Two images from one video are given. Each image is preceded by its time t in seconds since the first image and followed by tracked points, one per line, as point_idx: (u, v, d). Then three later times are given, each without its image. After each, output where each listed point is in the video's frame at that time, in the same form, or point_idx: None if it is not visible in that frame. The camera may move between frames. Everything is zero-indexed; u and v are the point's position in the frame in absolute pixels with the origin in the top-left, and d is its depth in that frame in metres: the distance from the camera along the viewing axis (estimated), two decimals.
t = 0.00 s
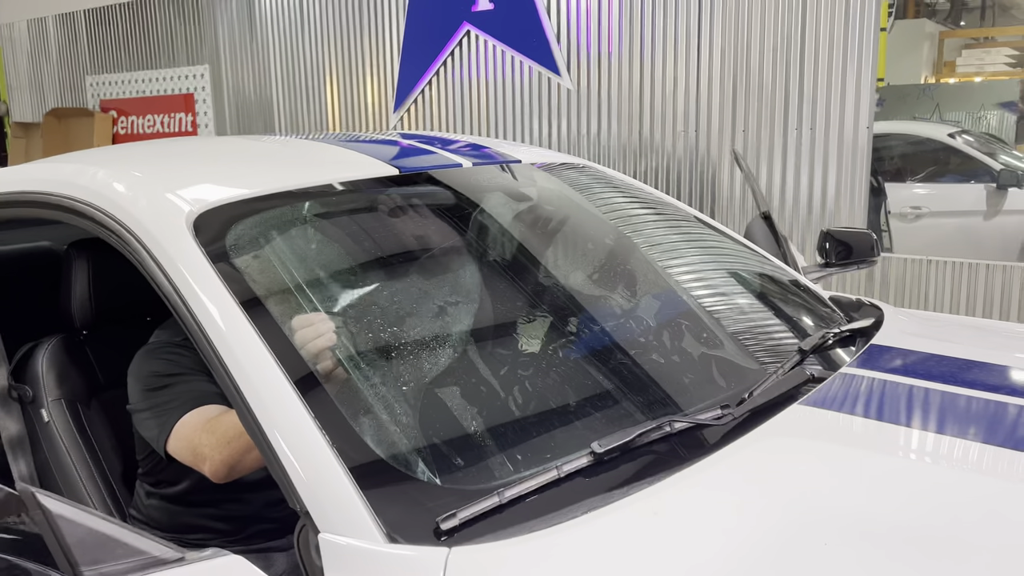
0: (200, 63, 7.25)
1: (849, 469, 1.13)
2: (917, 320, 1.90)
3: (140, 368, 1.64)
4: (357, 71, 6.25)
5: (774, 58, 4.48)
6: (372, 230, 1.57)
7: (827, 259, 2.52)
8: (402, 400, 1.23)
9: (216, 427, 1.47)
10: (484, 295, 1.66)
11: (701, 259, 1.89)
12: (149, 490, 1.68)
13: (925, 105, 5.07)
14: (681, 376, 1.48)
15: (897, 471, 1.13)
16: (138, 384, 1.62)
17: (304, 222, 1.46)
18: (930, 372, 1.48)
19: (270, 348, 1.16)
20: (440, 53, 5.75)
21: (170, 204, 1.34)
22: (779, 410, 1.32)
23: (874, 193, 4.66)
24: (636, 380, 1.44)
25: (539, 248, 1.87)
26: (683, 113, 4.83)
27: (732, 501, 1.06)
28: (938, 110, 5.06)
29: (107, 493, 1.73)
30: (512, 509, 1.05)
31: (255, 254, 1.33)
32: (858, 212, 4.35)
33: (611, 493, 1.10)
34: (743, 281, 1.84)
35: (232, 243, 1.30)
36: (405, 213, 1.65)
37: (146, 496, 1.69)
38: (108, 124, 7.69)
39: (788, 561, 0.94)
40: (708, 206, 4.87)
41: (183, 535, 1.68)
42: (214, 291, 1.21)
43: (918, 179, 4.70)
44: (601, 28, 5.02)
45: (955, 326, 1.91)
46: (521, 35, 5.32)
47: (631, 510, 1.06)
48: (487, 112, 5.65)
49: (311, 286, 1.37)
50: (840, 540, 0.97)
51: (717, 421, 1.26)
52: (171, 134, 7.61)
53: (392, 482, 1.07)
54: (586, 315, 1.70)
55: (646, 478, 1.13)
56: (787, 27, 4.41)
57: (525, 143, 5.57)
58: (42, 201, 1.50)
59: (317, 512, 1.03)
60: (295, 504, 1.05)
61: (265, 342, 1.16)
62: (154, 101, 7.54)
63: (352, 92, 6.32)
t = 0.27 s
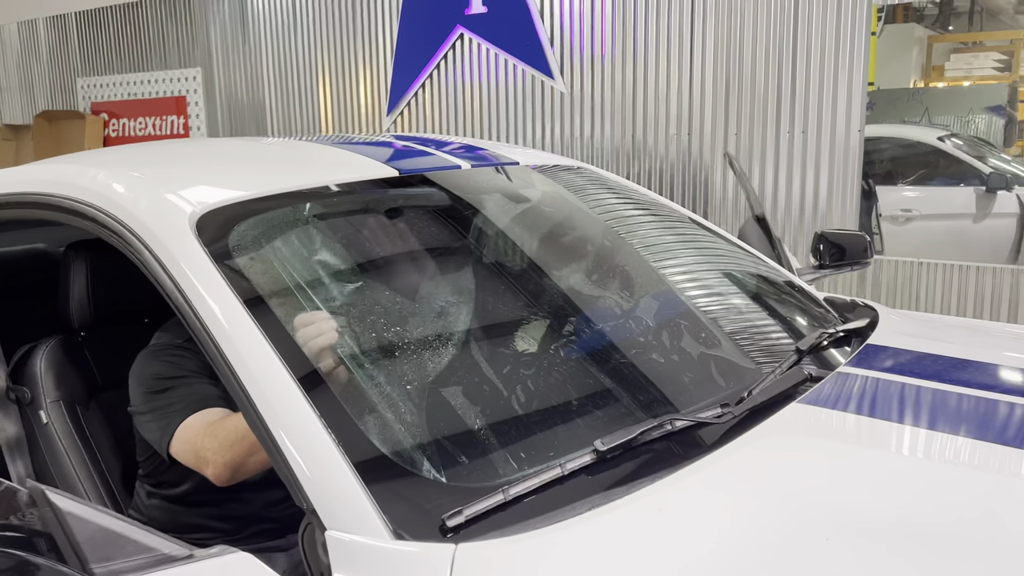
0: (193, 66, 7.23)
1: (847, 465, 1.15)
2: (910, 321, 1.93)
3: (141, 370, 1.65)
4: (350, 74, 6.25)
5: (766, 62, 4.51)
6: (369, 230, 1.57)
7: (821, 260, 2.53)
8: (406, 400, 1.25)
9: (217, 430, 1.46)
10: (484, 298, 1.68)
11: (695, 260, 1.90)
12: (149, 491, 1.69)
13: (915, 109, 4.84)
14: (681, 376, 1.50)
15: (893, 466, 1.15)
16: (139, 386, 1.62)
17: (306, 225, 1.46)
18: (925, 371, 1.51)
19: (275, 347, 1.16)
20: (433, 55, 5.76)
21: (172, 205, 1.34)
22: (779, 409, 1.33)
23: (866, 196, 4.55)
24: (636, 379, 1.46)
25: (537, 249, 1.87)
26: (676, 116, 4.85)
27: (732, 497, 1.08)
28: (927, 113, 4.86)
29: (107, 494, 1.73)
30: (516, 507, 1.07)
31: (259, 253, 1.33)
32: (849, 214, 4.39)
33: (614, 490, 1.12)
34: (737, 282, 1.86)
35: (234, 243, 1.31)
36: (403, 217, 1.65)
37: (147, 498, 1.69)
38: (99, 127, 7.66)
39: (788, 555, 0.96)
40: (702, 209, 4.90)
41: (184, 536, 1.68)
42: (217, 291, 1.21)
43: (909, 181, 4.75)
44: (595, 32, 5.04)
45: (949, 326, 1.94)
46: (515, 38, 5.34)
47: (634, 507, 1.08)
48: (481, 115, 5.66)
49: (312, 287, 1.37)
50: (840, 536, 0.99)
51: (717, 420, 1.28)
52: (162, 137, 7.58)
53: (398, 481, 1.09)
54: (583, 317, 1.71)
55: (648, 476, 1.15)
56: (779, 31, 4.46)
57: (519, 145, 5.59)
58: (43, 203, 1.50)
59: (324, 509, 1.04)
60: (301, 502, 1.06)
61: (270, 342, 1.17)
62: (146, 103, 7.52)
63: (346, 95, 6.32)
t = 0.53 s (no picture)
0: (186, 68, 7.21)
1: (845, 463, 1.17)
2: (904, 322, 1.95)
3: (137, 373, 1.65)
4: (345, 78, 6.26)
5: (760, 67, 4.54)
6: (366, 235, 1.57)
7: (815, 263, 2.54)
8: (411, 400, 1.26)
9: (210, 437, 1.48)
10: (483, 302, 1.69)
11: (689, 261, 1.91)
12: (148, 493, 1.70)
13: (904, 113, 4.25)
14: (680, 376, 1.52)
15: (890, 465, 1.17)
16: (136, 389, 1.63)
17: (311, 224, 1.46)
18: (919, 372, 1.53)
19: (279, 348, 1.17)
20: (428, 59, 5.76)
21: (174, 206, 1.35)
22: (777, 409, 1.35)
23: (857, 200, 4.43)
24: (635, 381, 1.47)
25: (533, 253, 1.89)
26: (670, 122, 4.87)
27: (733, 495, 1.10)
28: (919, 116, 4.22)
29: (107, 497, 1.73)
30: (519, 505, 1.08)
31: (262, 255, 1.34)
32: (842, 219, 4.45)
33: (616, 489, 1.13)
34: (731, 283, 1.87)
35: (236, 246, 1.32)
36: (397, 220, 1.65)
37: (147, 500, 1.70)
38: (92, 129, 7.64)
39: (791, 550, 0.98)
40: (695, 213, 4.93)
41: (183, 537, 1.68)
42: (221, 292, 1.22)
43: (900, 185, 4.42)
44: (589, 36, 5.06)
45: (942, 328, 1.96)
46: (510, 42, 5.35)
47: (637, 505, 1.09)
48: (475, 119, 5.67)
49: (315, 287, 1.39)
50: (840, 534, 1.01)
51: (715, 420, 1.30)
52: (155, 140, 7.56)
53: (404, 481, 1.10)
54: (581, 318, 1.72)
55: (649, 475, 1.16)
56: (772, 36, 4.49)
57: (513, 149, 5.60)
58: (43, 205, 1.51)
59: (329, 509, 1.05)
60: (306, 501, 1.07)
61: (274, 343, 1.17)
62: (139, 106, 7.50)
63: (340, 99, 6.33)
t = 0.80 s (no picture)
0: (181, 71, 7.22)
1: (844, 462, 1.19)
2: (899, 323, 1.97)
3: (130, 379, 1.67)
4: (340, 82, 6.26)
5: (754, 70, 4.57)
6: (364, 238, 1.59)
7: (810, 265, 2.56)
8: (415, 401, 1.28)
9: (197, 447, 1.51)
10: (482, 305, 1.70)
11: (686, 263, 1.93)
12: (146, 495, 1.71)
13: (897, 117, 4.44)
14: (679, 377, 1.54)
15: (888, 463, 1.19)
16: (130, 395, 1.64)
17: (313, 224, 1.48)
18: (915, 372, 1.55)
19: (284, 349, 1.18)
20: (423, 61, 5.77)
21: (177, 208, 1.35)
22: (776, 409, 1.37)
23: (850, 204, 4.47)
24: (635, 381, 1.49)
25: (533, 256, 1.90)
26: (665, 125, 4.90)
27: (733, 492, 1.12)
28: (910, 120, 4.46)
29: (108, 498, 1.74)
30: (523, 504, 1.10)
31: (265, 256, 1.35)
32: (836, 222, 4.45)
33: (617, 488, 1.15)
34: (728, 284, 1.89)
35: (241, 247, 1.32)
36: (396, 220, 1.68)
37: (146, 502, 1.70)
38: (86, 131, 7.63)
39: (792, 546, 1.00)
40: (689, 216, 4.95)
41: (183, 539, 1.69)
42: (226, 292, 1.22)
43: (895, 188, 4.60)
44: (585, 40, 5.09)
45: (936, 329, 1.98)
46: (506, 45, 5.37)
47: (639, 503, 1.11)
48: (471, 122, 5.68)
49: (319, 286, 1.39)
50: (840, 532, 1.02)
51: (716, 421, 1.32)
52: (150, 142, 7.55)
53: (408, 480, 1.11)
54: (580, 320, 1.73)
55: (651, 475, 1.18)
56: (767, 40, 4.52)
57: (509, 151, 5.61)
58: (43, 206, 1.51)
59: (336, 509, 1.06)
60: (312, 499, 1.08)
61: (279, 342, 1.18)
62: (134, 107, 7.50)
63: (335, 101, 6.33)
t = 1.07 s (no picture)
0: (176, 73, 7.20)
1: (842, 461, 1.20)
2: (895, 326, 1.98)
3: (126, 381, 1.66)
4: (336, 85, 6.27)
5: (749, 74, 4.59)
6: (364, 239, 1.59)
7: (806, 268, 2.57)
8: (417, 402, 1.29)
9: (182, 446, 1.50)
10: (482, 308, 1.71)
11: (682, 265, 1.95)
12: (143, 497, 1.70)
13: (890, 120, 4.33)
14: (679, 378, 1.55)
15: (886, 463, 1.20)
16: (123, 396, 1.64)
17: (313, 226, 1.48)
18: (911, 373, 1.56)
19: (287, 349, 1.18)
20: (420, 64, 5.78)
21: (178, 210, 1.36)
22: (775, 410, 1.38)
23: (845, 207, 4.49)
24: (634, 383, 1.50)
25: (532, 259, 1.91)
26: (661, 128, 4.92)
27: (733, 492, 1.13)
28: (904, 124, 4.31)
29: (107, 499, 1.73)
30: (525, 504, 1.11)
31: (264, 255, 1.35)
32: (831, 224, 4.48)
33: (619, 488, 1.16)
34: (724, 286, 1.90)
35: (243, 248, 1.33)
36: (393, 222, 1.69)
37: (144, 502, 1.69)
38: (80, 134, 7.61)
39: (791, 543, 1.01)
40: (685, 219, 4.97)
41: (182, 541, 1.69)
42: (229, 294, 1.23)
43: (888, 192, 4.52)
44: (581, 44, 5.11)
45: (931, 331, 2.00)
46: (502, 48, 5.38)
47: (640, 502, 1.12)
48: (467, 125, 5.69)
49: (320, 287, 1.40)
50: (840, 531, 1.03)
51: (715, 422, 1.33)
52: (145, 145, 7.54)
53: (411, 480, 1.11)
54: (579, 322, 1.74)
55: (652, 475, 1.19)
56: (762, 43, 4.54)
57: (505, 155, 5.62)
58: (45, 208, 1.52)
59: (339, 509, 1.07)
60: (315, 500, 1.09)
61: (281, 342, 1.19)
62: (129, 110, 7.49)
63: (331, 104, 6.34)
